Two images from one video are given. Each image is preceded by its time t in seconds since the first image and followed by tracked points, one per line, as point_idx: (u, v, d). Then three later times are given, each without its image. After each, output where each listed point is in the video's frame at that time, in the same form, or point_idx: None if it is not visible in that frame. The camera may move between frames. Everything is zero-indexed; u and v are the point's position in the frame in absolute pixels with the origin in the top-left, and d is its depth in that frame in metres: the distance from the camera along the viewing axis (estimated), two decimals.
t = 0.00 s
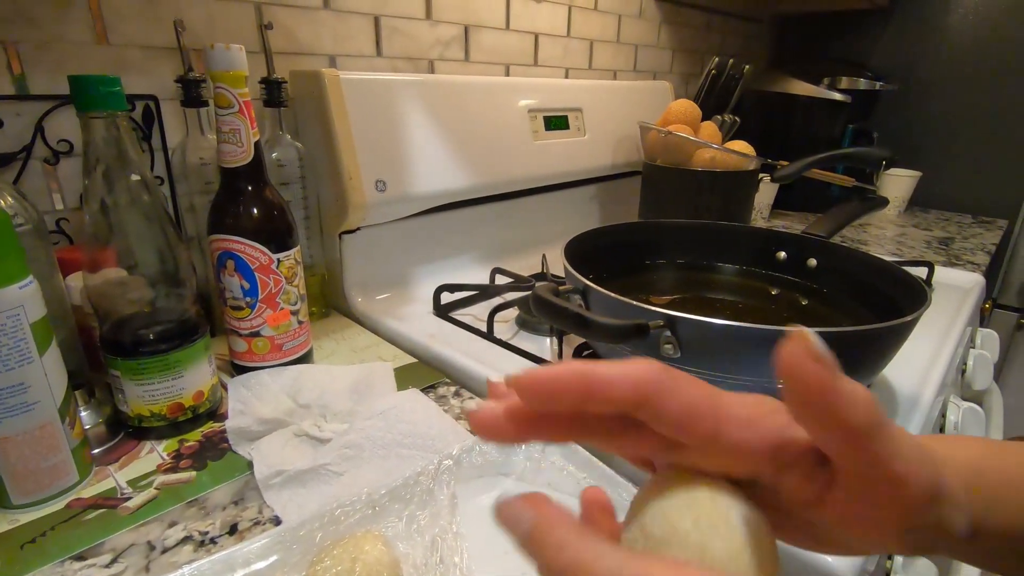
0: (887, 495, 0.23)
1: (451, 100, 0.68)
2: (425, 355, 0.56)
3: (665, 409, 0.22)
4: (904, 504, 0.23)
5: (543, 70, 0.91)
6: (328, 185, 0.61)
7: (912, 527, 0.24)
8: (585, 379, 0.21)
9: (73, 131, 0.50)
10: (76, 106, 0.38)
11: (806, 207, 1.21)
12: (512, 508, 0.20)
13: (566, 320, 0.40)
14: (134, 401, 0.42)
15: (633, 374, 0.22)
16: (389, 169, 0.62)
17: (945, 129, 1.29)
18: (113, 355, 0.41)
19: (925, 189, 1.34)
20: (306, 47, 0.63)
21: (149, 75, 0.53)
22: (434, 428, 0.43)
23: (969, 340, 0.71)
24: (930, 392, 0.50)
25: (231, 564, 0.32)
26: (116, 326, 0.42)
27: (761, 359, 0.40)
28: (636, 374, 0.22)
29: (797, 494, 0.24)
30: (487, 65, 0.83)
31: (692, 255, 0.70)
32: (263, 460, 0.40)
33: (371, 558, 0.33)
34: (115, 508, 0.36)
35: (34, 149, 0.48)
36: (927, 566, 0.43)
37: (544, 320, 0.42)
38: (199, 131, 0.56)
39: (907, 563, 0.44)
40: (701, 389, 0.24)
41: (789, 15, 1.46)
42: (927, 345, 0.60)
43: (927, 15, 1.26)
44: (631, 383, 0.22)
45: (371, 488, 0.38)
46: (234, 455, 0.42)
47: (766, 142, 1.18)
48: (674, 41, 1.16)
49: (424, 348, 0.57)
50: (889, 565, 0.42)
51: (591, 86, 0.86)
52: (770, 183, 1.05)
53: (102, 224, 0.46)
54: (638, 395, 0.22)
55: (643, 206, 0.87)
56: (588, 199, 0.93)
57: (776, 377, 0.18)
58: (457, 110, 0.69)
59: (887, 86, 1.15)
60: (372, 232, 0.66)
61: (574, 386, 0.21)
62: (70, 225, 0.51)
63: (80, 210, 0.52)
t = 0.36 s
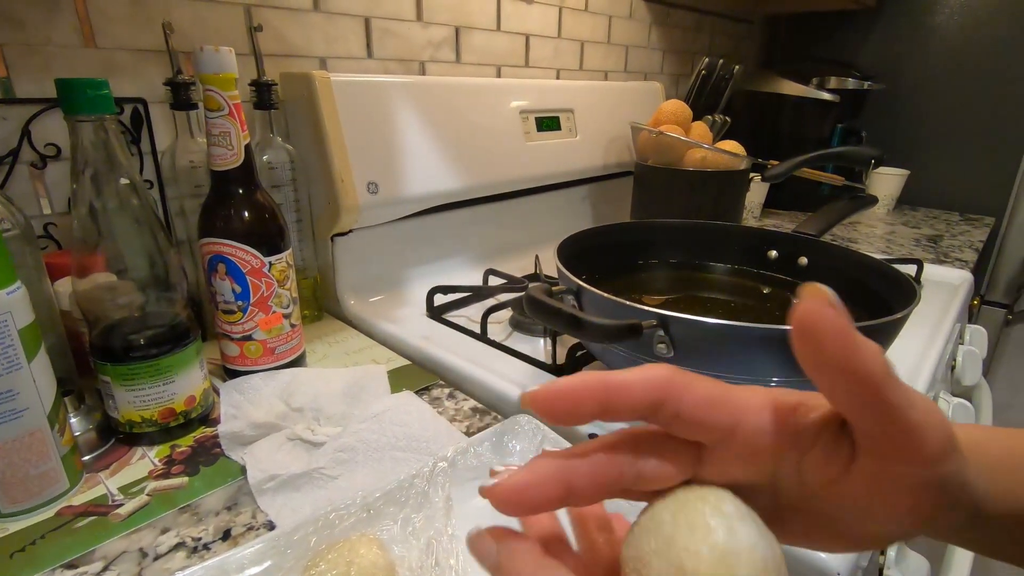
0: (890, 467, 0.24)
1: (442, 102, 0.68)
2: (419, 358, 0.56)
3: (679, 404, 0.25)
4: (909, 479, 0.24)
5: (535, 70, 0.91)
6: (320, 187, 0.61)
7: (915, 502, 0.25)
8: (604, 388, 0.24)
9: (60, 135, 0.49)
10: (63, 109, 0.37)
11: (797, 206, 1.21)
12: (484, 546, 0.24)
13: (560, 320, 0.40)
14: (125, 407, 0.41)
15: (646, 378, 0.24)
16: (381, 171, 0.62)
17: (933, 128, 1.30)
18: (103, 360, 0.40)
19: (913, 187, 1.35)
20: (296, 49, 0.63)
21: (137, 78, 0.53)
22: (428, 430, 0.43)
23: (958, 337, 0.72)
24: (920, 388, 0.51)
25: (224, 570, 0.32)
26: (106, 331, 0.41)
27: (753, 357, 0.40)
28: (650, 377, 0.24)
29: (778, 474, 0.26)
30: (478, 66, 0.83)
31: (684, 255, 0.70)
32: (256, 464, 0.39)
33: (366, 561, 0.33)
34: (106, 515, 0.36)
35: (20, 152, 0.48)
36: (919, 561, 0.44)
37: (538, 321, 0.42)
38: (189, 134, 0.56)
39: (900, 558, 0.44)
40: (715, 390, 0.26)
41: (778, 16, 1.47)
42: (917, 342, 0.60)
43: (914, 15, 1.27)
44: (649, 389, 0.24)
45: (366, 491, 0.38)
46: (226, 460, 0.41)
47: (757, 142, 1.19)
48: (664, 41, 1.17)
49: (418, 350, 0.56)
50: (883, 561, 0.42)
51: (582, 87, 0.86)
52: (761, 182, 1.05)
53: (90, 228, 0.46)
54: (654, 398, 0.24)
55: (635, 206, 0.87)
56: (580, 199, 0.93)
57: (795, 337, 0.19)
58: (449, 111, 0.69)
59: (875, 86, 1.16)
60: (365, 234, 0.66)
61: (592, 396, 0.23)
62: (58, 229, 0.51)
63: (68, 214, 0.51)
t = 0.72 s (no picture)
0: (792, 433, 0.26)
1: (437, 102, 0.68)
2: (415, 359, 0.56)
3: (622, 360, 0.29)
4: (810, 458, 0.27)
5: (530, 71, 0.91)
6: (315, 189, 0.61)
7: (823, 477, 0.28)
8: (546, 347, 0.29)
9: (53, 137, 0.49)
10: (56, 111, 0.37)
11: (792, 205, 1.22)
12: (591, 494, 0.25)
13: (556, 321, 0.40)
14: (120, 411, 0.41)
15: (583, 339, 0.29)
16: (376, 172, 0.62)
17: (926, 127, 1.31)
18: (97, 363, 0.40)
19: (907, 186, 1.36)
20: (290, 50, 0.63)
21: (130, 80, 0.52)
22: (425, 431, 0.43)
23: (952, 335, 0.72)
24: (915, 385, 0.51)
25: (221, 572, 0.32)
26: (100, 334, 0.41)
27: (749, 355, 0.40)
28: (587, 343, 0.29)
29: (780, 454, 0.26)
30: (473, 67, 0.83)
31: (680, 255, 0.70)
32: (252, 467, 0.39)
33: (364, 563, 0.33)
34: (100, 519, 0.36)
35: (13, 155, 0.47)
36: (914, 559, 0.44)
37: (534, 321, 0.42)
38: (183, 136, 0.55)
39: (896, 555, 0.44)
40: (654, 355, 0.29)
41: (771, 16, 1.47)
42: (912, 340, 0.61)
43: (906, 15, 1.28)
44: (584, 352, 0.29)
45: (363, 493, 0.37)
46: (222, 463, 0.41)
47: (751, 141, 1.19)
48: (659, 41, 1.17)
49: (414, 351, 0.56)
50: (879, 558, 0.42)
51: (577, 88, 0.86)
52: (755, 182, 1.06)
53: (84, 231, 0.46)
54: (589, 359, 0.29)
55: (631, 207, 0.87)
56: (576, 200, 0.94)
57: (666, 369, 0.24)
58: (444, 112, 0.69)
59: (868, 86, 1.16)
60: (361, 236, 0.66)
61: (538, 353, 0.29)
62: (51, 232, 0.51)
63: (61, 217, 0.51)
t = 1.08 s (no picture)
0: (794, 433, 0.28)
1: (435, 103, 0.68)
2: (414, 359, 0.56)
3: (610, 395, 0.29)
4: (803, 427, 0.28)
5: (527, 71, 0.91)
6: (312, 189, 0.61)
7: (814, 450, 0.29)
8: (542, 393, 0.28)
9: (49, 139, 0.49)
10: (51, 113, 0.37)
11: (789, 205, 1.22)
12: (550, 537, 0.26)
13: (553, 321, 0.40)
14: (117, 413, 0.41)
15: (572, 382, 0.29)
16: (373, 172, 0.62)
17: (922, 127, 1.31)
18: (94, 365, 0.40)
19: (903, 185, 1.36)
20: (287, 51, 0.63)
21: (126, 81, 0.52)
22: (424, 432, 0.43)
23: (948, 333, 0.73)
24: (911, 384, 0.51)
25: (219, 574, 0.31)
26: (96, 336, 0.41)
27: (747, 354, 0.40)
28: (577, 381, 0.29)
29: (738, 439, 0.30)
30: (471, 67, 0.83)
31: (677, 254, 0.70)
32: (250, 469, 0.39)
33: (363, 564, 0.33)
34: (98, 522, 0.36)
35: (8, 156, 0.47)
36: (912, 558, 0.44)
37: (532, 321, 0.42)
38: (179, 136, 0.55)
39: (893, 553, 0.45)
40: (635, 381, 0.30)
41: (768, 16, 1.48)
42: (908, 339, 0.61)
43: (902, 15, 1.29)
44: (577, 390, 0.28)
45: (361, 494, 0.37)
46: (220, 465, 0.41)
47: (748, 141, 1.20)
48: (656, 41, 1.17)
49: (412, 352, 0.56)
50: (876, 557, 0.42)
51: (574, 88, 0.86)
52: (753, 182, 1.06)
53: (80, 233, 0.46)
54: (584, 395, 0.29)
55: (628, 207, 0.87)
56: (573, 200, 0.94)
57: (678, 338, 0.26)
58: (441, 113, 0.69)
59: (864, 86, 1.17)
60: (358, 236, 0.66)
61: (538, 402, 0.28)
62: (47, 234, 0.51)
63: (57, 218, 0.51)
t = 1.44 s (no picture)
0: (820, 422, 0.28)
1: (433, 104, 0.68)
2: (412, 360, 0.56)
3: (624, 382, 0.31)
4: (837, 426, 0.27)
5: (525, 72, 0.91)
6: (311, 190, 0.61)
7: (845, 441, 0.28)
8: (556, 382, 0.30)
9: (46, 139, 0.49)
10: (49, 114, 0.37)
11: (787, 204, 1.22)
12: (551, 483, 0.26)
13: (552, 322, 0.40)
14: (115, 414, 0.41)
15: (587, 370, 0.31)
16: (372, 173, 0.61)
17: (919, 127, 1.32)
18: (91, 366, 0.40)
19: (901, 185, 1.36)
20: (285, 51, 0.62)
21: (124, 82, 0.52)
22: (423, 432, 0.43)
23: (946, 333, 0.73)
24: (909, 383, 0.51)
25: None
26: (94, 337, 0.41)
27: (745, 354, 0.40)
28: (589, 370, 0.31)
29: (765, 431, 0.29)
30: (469, 68, 0.83)
31: (676, 254, 0.70)
32: (249, 469, 0.39)
33: (361, 565, 0.33)
34: (95, 523, 0.35)
35: (5, 157, 0.47)
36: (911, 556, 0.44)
37: (531, 321, 0.42)
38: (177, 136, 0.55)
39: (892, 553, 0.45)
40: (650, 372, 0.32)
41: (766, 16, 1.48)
42: (906, 338, 0.61)
43: (899, 15, 1.29)
44: (590, 377, 0.31)
45: (360, 494, 0.37)
46: (218, 466, 0.41)
47: (746, 141, 1.20)
48: (653, 41, 1.17)
49: (411, 352, 0.56)
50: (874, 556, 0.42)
51: (572, 89, 0.87)
52: (751, 182, 1.06)
53: (77, 234, 0.45)
54: (598, 382, 0.31)
55: (626, 207, 0.87)
56: (571, 200, 0.94)
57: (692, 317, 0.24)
58: (440, 113, 0.69)
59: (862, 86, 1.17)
60: (356, 236, 0.66)
61: (549, 395, 0.30)
62: (45, 235, 0.50)
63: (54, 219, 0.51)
